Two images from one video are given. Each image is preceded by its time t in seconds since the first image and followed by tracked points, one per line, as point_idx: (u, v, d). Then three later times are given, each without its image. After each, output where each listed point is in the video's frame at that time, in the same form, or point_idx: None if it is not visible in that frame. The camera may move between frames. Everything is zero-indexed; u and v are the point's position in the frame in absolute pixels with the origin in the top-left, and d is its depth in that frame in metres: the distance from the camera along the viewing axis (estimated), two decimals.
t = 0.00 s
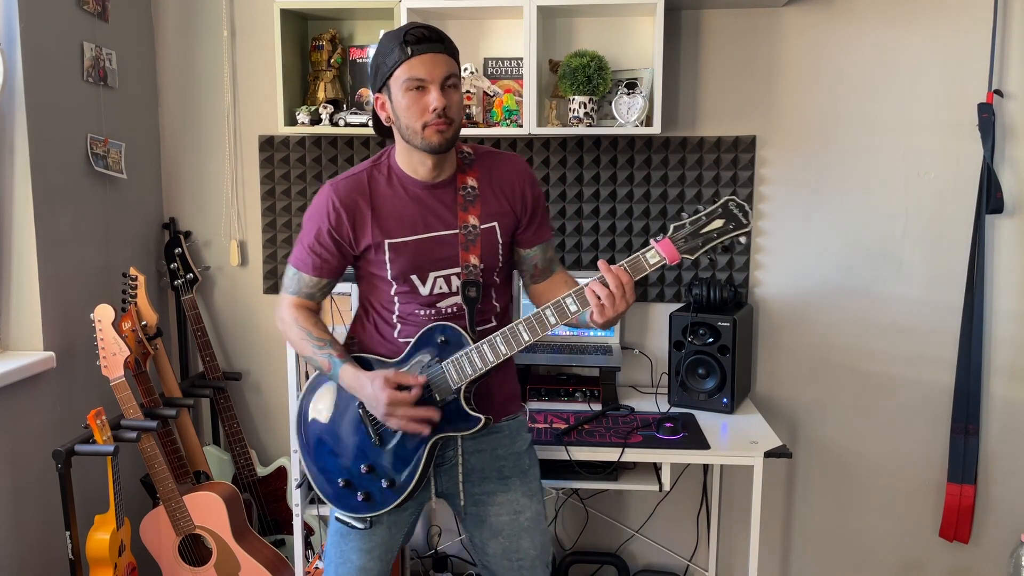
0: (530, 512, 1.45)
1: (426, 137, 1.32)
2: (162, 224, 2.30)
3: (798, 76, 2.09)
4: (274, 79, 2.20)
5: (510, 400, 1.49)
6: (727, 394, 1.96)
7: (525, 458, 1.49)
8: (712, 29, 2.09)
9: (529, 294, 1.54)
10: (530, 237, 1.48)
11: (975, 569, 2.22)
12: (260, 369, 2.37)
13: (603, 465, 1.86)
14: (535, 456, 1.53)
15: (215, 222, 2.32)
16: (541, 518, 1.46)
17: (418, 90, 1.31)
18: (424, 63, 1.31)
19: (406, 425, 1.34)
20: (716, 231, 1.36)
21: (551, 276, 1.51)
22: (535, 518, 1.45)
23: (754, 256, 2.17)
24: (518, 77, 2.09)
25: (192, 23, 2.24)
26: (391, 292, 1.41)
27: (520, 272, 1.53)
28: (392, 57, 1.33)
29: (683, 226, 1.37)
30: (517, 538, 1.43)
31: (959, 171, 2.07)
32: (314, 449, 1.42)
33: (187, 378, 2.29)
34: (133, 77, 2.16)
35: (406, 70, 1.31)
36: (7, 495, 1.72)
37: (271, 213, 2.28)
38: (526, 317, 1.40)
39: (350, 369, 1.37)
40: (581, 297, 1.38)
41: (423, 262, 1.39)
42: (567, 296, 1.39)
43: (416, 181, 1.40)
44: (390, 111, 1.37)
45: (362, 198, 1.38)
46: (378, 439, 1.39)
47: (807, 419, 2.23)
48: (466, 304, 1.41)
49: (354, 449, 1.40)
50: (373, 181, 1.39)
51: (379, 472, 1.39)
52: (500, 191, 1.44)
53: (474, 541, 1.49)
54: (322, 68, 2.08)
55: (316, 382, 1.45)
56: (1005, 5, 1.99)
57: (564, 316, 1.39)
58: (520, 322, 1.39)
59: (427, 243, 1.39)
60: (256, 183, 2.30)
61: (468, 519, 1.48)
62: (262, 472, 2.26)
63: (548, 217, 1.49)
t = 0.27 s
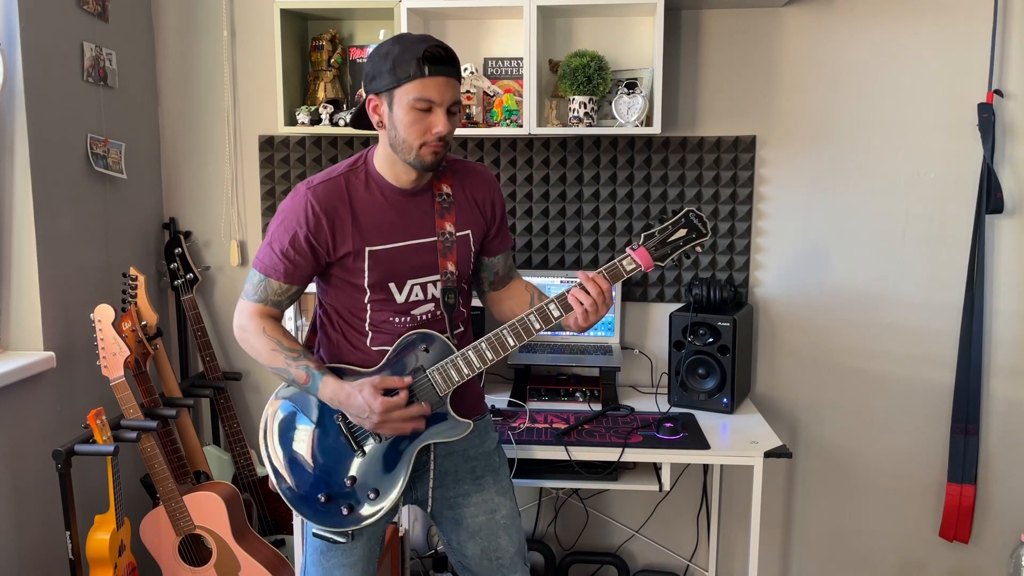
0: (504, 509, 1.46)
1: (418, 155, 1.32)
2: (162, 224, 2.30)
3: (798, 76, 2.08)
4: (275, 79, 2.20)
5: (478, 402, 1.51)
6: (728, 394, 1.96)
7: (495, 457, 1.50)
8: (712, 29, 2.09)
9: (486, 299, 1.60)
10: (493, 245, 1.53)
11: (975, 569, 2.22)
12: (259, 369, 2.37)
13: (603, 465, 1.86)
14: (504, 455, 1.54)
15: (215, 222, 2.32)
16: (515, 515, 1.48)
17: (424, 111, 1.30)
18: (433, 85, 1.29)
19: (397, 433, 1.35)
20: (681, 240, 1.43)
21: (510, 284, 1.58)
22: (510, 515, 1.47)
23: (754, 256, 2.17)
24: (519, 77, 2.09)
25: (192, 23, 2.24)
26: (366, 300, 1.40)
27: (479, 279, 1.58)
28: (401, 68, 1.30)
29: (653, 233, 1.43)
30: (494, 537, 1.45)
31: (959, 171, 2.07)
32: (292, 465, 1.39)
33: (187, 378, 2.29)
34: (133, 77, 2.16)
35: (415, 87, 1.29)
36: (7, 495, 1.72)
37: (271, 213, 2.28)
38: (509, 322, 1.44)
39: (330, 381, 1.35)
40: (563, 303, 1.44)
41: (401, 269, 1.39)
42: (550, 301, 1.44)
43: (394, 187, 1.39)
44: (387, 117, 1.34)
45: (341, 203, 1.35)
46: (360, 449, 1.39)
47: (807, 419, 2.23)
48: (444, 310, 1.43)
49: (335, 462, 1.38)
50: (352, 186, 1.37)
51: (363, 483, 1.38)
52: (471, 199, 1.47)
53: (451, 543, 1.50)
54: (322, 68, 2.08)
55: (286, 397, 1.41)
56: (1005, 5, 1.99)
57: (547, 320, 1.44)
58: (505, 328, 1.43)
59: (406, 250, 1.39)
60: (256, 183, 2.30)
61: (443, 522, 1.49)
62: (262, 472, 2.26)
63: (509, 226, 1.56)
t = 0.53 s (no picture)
0: (519, 510, 1.46)
1: (420, 142, 1.31)
2: (162, 224, 2.30)
3: (798, 76, 2.08)
4: (275, 79, 2.20)
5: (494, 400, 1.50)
6: (727, 394, 1.96)
7: (511, 456, 1.50)
8: (712, 29, 2.09)
9: (507, 293, 1.58)
10: (509, 238, 1.50)
11: (974, 569, 2.22)
12: (259, 369, 2.37)
13: (603, 465, 1.86)
14: (519, 454, 1.54)
15: (215, 222, 2.32)
16: (529, 515, 1.48)
17: (416, 96, 1.31)
18: (421, 68, 1.31)
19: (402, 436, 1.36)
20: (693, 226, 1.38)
21: (530, 276, 1.54)
22: (524, 515, 1.47)
23: (754, 256, 2.17)
24: (518, 77, 2.09)
25: (192, 23, 2.24)
26: (376, 299, 1.41)
27: (498, 272, 1.55)
28: (387, 61, 1.32)
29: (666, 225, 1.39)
30: (507, 537, 1.45)
31: (960, 171, 2.07)
32: (303, 462, 1.41)
33: (187, 378, 2.29)
34: (133, 77, 2.16)
35: (404, 75, 1.30)
36: (7, 495, 1.72)
37: (271, 213, 2.28)
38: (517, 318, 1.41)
39: (339, 380, 1.37)
40: (571, 296, 1.39)
41: (409, 268, 1.40)
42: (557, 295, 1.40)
43: (400, 186, 1.39)
44: (382, 113, 1.35)
45: (346, 205, 1.37)
46: (371, 446, 1.39)
47: (806, 419, 2.23)
48: (453, 307, 1.43)
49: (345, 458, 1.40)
50: (357, 188, 1.39)
51: (372, 480, 1.39)
52: (481, 194, 1.46)
53: (465, 540, 1.50)
54: (322, 68, 2.08)
55: (300, 393, 1.43)
56: (1005, 5, 1.99)
57: (556, 315, 1.40)
58: (511, 324, 1.39)
59: (414, 249, 1.39)
60: (256, 183, 2.30)
61: (457, 519, 1.49)
62: (262, 472, 2.26)
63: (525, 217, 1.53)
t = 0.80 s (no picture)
0: (545, 513, 1.44)
1: (434, 163, 1.32)
2: (162, 224, 2.30)
3: (798, 76, 2.09)
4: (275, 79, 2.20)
5: (531, 394, 1.49)
6: (727, 394, 1.96)
7: (543, 459, 1.48)
8: (712, 29, 2.09)
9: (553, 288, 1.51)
10: (543, 233, 1.45)
11: (974, 569, 2.22)
12: (259, 369, 2.37)
13: (603, 465, 1.86)
14: (554, 458, 1.52)
15: (215, 222, 2.32)
16: (557, 520, 1.46)
17: (432, 119, 1.30)
18: (439, 91, 1.29)
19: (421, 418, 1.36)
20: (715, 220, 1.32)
21: (572, 269, 1.46)
22: (551, 520, 1.45)
23: (754, 256, 2.17)
24: (518, 77, 2.09)
25: (192, 23, 2.24)
26: (406, 297, 1.44)
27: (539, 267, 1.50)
28: (407, 80, 1.30)
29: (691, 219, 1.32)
30: (531, 539, 1.43)
31: (959, 171, 2.07)
32: (335, 448, 1.47)
33: (187, 378, 2.29)
34: (133, 77, 2.16)
35: (421, 97, 1.29)
36: (8, 495, 1.72)
37: (271, 213, 2.28)
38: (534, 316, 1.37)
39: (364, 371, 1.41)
40: (586, 292, 1.34)
41: (433, 266, 1.40)
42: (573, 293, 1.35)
43: (421, 187, 1.39)
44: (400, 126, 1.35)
45: (371, 207, 1.40)
46: (394, 438, 1.41)
47: (807, 419, 2.23)
48: (477, 305, 1.41)
49: (371, 447, 1.43)
50: (381, 190, 1.41)
51: (395, 470, 1.42)
52: (509, 189, 1.42)
53: (492, 538, 1.50)
54: (322, 68, 2.08)
55: (339, 382, 1.50)
56: (1005, 5, 1.99)
57: (572, 313, 1.35)
58: (528, 322, 1.37)
59: (437, 248, 1.39)
60: (256, 183, 2.30)
61: (487, 517, 1.49)
62: (262, 472, 2.26)
63: (563, 212, 1.46)
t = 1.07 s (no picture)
0: (545, 511, 1.45)
1: (449, 140, 1.31)
2: (162, 224, 2.30)
3: (798, 76, 2.08)
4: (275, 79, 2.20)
5: (530, 392, 1.50)
6: (727, 394, 1.96)
7: (542, 457, 1.49)
8: (712, 29, 2.09)
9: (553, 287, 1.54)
10: (548, 233, 1.47)
11: (974, 569, 2.22)
12: (259, 369, 2.37)
13: (603, 465, 1.86)
14: (553, 457, 1.53)
15: (215, 222, 2.32)
16: (556, 518, 1.46)
17: (444, 94, 1.31)
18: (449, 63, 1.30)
19: (423, 426, 1.35)
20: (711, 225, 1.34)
21: (572, 269, 1.50)
22: (550, 517, 1.45)
23: (754, 256, 2.17)
24: (518, 77, 2.07)
25: (192, 23, 2.24)
26: (409, 292, 1.43)
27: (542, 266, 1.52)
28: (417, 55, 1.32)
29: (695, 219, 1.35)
30: (530, 537, 1.43)
31: (959, 171, 2.07)
32: (336, 448, 1.45)
33: (187, 378, 2.29)
34: (133, 77, 2.16)
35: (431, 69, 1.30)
36: (8, 495, 1.72)
37: (271, 213, 2.28)
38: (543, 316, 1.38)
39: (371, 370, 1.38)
40: (595, 292, 1.35)
41: (439, 261, 1.40)
42: (582, 292, 1.36)
43: (432, 182, 1.40)
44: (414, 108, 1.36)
45: (379, 199, 1.39)
46: (397, 435, 1.41)
47: (807, 419, 2.23)
48: (482, 302, 1.41)
49: (376, 447, 1.43)
50: (390, 182, 1.40)
51: (400, 469, 1.41)
52: (517, 189, 1.44)
53: (492, 538, 1.50)
54: (322, 68, 2.08)
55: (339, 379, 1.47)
56: (1005, 5, 1.99)
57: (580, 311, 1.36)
58: (536, 321, 1.37)
59: (444, 243, 1.39)
60: (256, 183, 2.30)
61: (486, 516, 1.49)
62: (262, 472, 2.26)
63: (567, 213, 1.48)
